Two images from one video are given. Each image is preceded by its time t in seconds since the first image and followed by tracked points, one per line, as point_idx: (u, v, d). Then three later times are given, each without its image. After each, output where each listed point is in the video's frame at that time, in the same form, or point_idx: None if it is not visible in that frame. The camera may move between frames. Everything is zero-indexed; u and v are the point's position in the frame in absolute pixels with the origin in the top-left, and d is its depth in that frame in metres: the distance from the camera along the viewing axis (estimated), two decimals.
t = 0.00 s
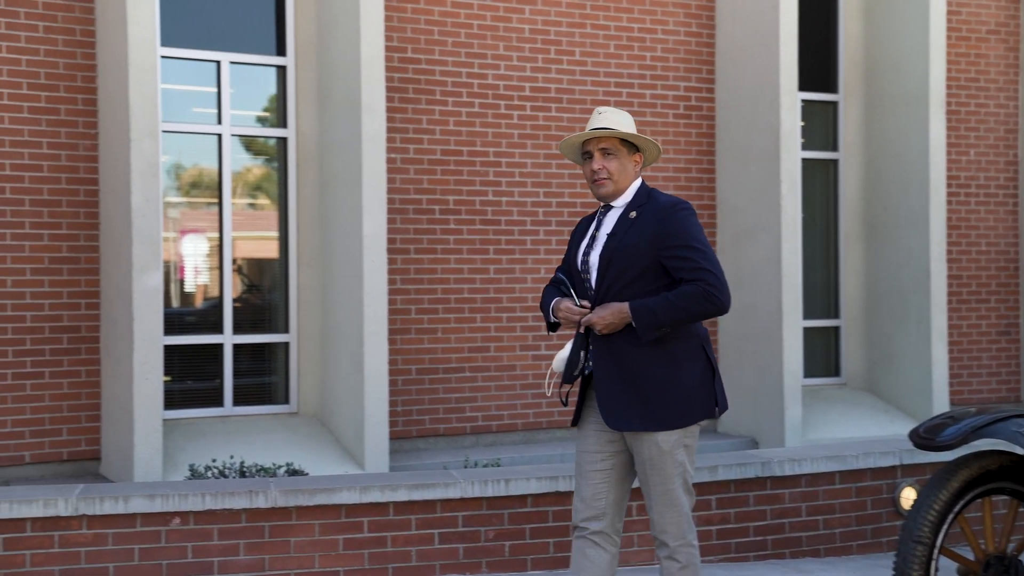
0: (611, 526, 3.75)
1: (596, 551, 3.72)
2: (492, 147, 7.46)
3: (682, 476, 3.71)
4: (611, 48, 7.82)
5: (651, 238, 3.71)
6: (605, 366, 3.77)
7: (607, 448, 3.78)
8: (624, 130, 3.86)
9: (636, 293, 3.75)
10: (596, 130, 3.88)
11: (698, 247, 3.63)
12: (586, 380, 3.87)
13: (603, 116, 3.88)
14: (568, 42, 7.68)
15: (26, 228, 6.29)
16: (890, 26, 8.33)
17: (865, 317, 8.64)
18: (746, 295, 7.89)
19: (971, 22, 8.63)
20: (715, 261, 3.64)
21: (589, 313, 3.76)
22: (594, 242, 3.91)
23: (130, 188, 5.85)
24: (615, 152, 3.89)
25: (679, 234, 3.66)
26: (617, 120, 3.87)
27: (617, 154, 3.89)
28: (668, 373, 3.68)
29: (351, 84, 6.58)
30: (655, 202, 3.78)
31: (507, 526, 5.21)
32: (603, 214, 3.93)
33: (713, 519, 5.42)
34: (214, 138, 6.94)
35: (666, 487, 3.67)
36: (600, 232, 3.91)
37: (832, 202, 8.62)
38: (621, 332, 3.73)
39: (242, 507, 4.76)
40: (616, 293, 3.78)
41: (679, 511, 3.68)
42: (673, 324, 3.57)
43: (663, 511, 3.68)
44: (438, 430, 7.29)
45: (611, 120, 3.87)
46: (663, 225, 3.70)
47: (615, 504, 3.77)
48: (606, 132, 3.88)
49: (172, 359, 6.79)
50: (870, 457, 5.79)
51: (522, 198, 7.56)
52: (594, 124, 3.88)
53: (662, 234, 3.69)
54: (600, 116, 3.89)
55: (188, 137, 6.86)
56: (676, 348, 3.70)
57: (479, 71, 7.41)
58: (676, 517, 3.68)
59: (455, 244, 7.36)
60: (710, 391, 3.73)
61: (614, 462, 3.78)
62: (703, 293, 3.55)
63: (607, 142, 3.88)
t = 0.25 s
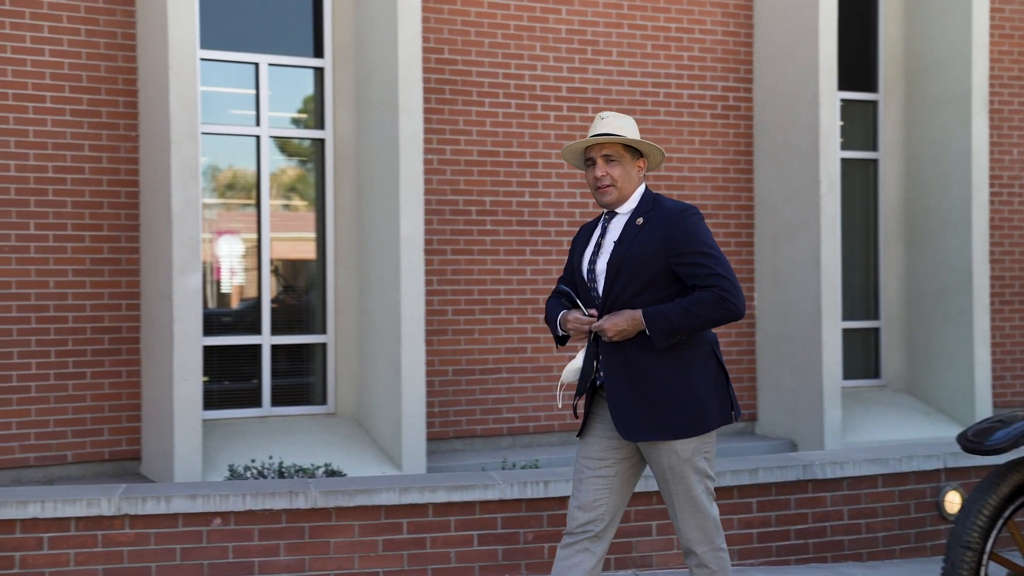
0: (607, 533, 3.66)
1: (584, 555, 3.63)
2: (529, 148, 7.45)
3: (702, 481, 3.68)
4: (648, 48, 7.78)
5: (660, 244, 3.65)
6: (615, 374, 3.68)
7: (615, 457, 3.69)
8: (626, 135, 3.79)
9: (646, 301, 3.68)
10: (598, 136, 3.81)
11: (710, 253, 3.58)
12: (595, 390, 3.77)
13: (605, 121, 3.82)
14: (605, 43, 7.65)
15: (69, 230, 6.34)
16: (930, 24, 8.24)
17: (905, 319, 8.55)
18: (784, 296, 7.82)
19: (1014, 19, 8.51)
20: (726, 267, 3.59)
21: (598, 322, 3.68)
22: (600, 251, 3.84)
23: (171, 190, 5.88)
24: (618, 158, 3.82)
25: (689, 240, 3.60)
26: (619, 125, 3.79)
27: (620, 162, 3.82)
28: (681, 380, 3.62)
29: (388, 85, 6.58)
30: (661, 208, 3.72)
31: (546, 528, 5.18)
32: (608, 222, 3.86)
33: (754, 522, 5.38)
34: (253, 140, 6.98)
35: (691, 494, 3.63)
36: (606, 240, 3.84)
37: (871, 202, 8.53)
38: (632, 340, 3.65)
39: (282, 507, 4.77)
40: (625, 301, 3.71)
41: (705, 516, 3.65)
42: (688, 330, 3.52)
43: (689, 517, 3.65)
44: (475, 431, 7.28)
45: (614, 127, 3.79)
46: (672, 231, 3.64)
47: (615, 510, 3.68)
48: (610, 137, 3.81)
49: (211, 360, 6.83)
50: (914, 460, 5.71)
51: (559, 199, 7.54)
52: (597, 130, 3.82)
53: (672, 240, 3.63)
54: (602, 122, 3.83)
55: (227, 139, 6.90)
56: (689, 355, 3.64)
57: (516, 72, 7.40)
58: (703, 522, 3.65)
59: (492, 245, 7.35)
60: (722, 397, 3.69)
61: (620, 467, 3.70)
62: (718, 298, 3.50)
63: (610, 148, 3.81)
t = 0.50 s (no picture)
0: (612, 544, 3.71)
1: (595, 565, 3.68)
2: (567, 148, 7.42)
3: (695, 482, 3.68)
4: (686, 47, 7.73)
5: (649, 241, 3.65)
6: (604, 375, 3.68)
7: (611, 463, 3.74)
8: (610, 132, 3.78)
9: (636, 298, 3.68)
10: (581, 134, 3.81)
11: (699, 247, 3.58)
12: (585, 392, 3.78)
13: (588, 119, 3.81)
14: (643, 42, 7.61)
15: (111, 231, 6.40)
16: (973, 20, 8.13)
17: (948, 319, 8.43)
18: (824, 297, 7.74)
19: None
20: (715, 261, 3.59)
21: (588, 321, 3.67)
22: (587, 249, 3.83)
23: (211, 191, 5.91)
24: (603, 156, 3.81)
25: (679, 235, 3.60)
26: (601, 121, 3.79)
27: (605, 159, 3.80)
28: (671, 377, 3.63)
29: (426, 86, 6.58)
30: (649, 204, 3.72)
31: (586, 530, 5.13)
32: (595, 218, 3.85)
33: (796, 525, 5.32)
34: (292, 141, 7.01)
35: (680, 498, 3.65)
36: (593, 237, 3.83)
37: (912, 201, 8.42)
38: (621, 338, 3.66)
39: (323, 508, 4.78)
40: (614, 299, 3.70)
41: (701, 513, 3.67)
42: (679, 327, 3.51)
43: (686, 520, 3.67)
44: (513, 431, 7.27)
45: (597, 124, 3.79)
46: (661, 227, 3.64)
47: (618, 516, 3.73)
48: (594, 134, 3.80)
49: (250, 361, 6.87)
50: (959, 463, 5.64)
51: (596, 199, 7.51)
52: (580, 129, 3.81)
53: (661, 236, 3.63)
54: (585, 120, 3.82)
55: (265, 141, 6.93)
56: (677, 352, 3.65)
57: (553, 72, 7.37)
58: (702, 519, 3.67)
59: (529, 246, 7.34)
60: (711, 393, 3.70)
61: (614, 475, 3.74)
62: (708, 294, 3.49)
63: (594, 146, 3.80)
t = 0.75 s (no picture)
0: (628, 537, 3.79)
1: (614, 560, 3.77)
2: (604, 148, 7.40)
3: (669, 482, 3.59)
4: (724, 46, 7.68)
5: (639, 234, 3.61)
6: (596, 369, 3.67)
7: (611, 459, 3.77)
8: (600, 128, 3.71)
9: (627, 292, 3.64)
10: (571, 130, 3.73)
11: (689, 241, 3.53)
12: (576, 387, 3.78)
13: (578, 113, 3.73)
14: (681, 41, 7.56)
15: (152, 231, 6.45)
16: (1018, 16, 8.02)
17: (990, 320, 8.32)
18: (865, 297, 7.65)
19: None
20: (708, 256, 3.54)
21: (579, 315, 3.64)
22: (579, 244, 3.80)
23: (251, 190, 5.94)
24: (592, 151, 3.76)
25: (669, 229, 3.56)
26: (592, 116, 3.70)
27: (595, 154, 3.75)
28: (660, 373, 3.59)
29: (464, 85, 6.58)
30: (640, 199, 3.69)
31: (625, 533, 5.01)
32: (587, 213, 3.82)
33: (838, 526, 5.27)
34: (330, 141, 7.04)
35: (653, 495, 3.55)
36: (585, 232, 3.80)
37: (954, 200, 8.31)
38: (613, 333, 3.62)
39: (363, 507, 4.79)
40: (606, 293, 3.67)
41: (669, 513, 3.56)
42: (669, 321, 3.46)
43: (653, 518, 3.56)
44: (550, 431, 7.25)
45: (587, 119, 3.71)
46: (652, 220, 3.60)
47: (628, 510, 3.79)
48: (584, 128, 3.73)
49: (289, 360, 6.91)
50: (1005, 465, 5.56)
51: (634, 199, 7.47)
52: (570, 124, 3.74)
53: (652, 229, 3.59)
54: (576, 114, 3.74)
55: (304, 141, 6.97)
56: (667, 349, 3.60)
57: (591, 71, 7.34)
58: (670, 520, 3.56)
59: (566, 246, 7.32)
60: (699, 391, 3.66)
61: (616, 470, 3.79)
62: (699, 287, 3.44)
63: (584, 141, 3.74)
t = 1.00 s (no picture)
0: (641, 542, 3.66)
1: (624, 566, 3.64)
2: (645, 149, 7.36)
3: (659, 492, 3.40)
4: (766, 45, 7.62)
5: (645, 235, 3.40)
6: (598, 372, 3.49)
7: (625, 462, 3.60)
8: (611, 127, 3.46)
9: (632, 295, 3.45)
10: (581, 128, 3.50)
11: (697, 242, 3.31)
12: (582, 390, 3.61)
13: (589, 110, 3.49)
14: (722, 40, 7.51)
15: (195, 233, 6.51)
16: None
17: None
18: (909, 298, 7.56)
19: None
20: (716, 258, 3.32)
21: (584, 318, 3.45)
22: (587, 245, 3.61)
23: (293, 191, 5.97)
24: (602, 150, 3.51)
25: (675, 230, 3.34)
26: (602, 115, 3.47)
27: (606, 153, 3.51)
28: (664, 379, 3.39)
29: (505, 86, 6.58)
30: (648, 198, 3.48)
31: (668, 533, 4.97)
32: (595, 213, 3.62)
33: (884, 530, 5.21)
34: (370, 143, 7.06)
35: (639, 501, 3.36)
36: (593, 232, 3.61)
37: (1001, 199, 8.18)
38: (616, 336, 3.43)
39: (406, 507, 4.80)
40: (611, 296, 3.48)
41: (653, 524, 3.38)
42: (673, 325, 3.26)
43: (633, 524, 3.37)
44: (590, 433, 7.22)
45: (598, 117, 3.47)
46: (659, 221, 3.39)
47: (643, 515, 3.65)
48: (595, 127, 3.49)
49: (330, 361, 6.94)
50: None
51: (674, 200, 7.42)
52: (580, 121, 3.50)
53: (658, 230, 3.38)
54: (587, 111, 3.50)
55: (344, 143, 7.00)
56: (673, 352, 3.40)
57: (631, 71, 7.31)
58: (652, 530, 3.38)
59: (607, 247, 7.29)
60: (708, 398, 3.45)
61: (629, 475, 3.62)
62: (703, 290, 3.22)
63: (595, 140, 3.50)
